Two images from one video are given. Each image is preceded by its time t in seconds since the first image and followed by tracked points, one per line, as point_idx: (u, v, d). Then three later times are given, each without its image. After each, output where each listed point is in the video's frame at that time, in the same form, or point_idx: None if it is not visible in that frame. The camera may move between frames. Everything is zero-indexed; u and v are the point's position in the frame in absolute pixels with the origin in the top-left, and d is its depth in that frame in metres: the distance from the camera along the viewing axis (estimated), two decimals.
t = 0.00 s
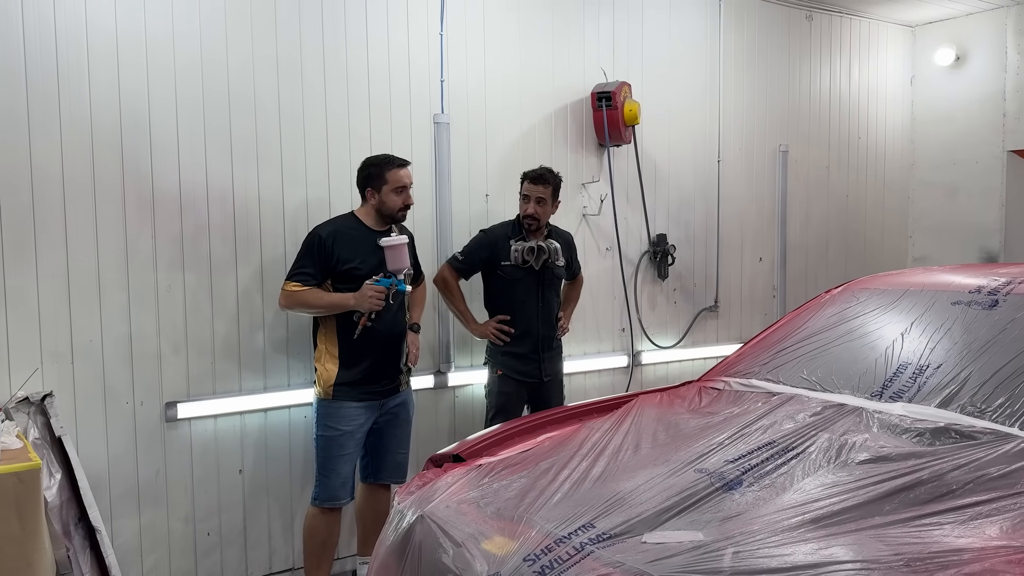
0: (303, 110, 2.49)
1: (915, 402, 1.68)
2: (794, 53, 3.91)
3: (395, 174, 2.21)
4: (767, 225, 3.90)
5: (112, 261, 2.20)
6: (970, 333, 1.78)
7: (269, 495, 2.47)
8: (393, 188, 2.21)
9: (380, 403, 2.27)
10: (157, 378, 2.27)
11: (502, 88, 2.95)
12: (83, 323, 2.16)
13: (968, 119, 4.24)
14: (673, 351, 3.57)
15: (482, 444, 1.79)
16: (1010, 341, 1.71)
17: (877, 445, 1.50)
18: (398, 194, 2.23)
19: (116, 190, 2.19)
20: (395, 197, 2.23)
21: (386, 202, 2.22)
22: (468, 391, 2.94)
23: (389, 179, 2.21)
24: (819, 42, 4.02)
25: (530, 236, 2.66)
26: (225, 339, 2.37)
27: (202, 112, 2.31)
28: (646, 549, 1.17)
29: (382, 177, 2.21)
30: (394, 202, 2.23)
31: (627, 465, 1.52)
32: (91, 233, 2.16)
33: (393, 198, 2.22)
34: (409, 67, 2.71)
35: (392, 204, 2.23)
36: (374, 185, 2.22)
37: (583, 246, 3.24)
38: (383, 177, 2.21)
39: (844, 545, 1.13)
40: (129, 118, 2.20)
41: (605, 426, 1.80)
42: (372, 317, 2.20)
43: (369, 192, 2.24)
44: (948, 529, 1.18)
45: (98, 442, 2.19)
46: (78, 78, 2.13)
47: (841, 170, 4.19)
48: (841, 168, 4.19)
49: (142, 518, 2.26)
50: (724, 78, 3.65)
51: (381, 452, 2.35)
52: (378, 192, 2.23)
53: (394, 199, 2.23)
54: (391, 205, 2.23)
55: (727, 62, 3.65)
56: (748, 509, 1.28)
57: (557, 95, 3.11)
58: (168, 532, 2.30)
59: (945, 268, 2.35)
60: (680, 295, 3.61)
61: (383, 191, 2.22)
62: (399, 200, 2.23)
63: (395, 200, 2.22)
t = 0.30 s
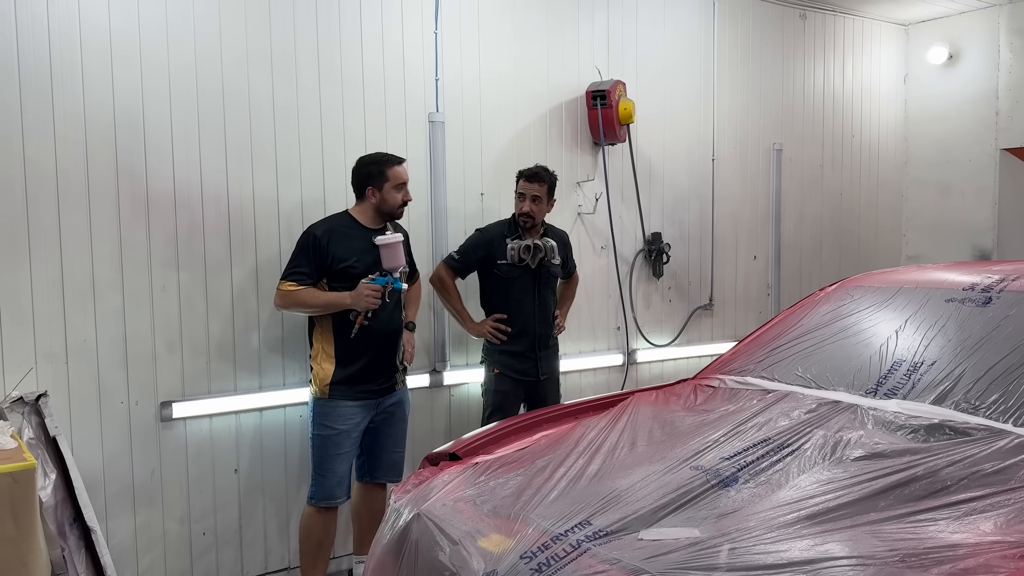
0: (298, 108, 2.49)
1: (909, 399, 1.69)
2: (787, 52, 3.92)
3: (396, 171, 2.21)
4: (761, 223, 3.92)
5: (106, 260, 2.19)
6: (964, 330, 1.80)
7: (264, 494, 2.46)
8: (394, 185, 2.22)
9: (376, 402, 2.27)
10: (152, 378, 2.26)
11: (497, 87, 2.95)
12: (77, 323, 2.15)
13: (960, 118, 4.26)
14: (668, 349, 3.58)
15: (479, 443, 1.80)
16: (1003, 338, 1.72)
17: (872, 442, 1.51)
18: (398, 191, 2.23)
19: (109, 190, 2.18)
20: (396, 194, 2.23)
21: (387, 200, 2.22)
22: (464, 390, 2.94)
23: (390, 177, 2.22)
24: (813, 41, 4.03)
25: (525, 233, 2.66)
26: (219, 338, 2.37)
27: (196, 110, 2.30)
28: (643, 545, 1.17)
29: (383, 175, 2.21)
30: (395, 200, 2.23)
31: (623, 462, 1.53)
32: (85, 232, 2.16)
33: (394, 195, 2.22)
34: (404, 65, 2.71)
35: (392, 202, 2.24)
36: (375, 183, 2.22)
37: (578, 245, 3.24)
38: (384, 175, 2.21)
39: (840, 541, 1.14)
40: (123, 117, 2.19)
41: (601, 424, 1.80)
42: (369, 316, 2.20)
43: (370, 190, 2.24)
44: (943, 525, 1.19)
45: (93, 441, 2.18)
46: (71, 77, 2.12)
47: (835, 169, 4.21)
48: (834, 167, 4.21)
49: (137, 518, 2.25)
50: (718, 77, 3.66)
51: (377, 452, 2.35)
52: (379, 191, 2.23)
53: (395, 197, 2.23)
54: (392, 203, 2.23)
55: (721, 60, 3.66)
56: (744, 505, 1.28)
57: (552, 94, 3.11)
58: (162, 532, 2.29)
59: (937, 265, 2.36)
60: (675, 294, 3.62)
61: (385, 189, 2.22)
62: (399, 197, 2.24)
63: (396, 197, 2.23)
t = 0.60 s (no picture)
0: (294, 106, 2.48)
1: (906, 396, 1.69)
2: (783, 50, 3.93)
3: (394, 167, 2.22)
4: (757, 221, 3.92)
5: (102, 259, 2.18)
6: (960, 327, 1.80)
7: (261, 494, 2.46)
8: (392, 181, 2.22)
9: (373, 400, 2.27)
10: (148, 377, 2.25)
11: (493, 85, 2.95)
12: (73, 322, 2.14)
13: (956, 116, 4.28)
14: (664, 347, 3.58)
15: (476, 441, 1.80)
16: (999, 335, 1.72)
17: (869, 439, 1.51)
18: (396, 187, 2.23)
19: (105, 188, 2.18)
20: (394, 190, 2.23)
21: (385, 196, 2.22)
22: (461, 389, 2.93)
23: (387, 173, 2.22)
24: (809, 38, 4.04)
25: (521, 232, 2.66)
26: (215, 337, 2.36)
27: (192, 109, 2.30)
28: (640, 543, 1.17)
29: (381, 171, 2.21)
30: (393, 196, 2.23)
31: (621, 460, 1.53)
32: (80, 231, 2.15)
33: (392, 190, 2.22)
34: (400, 63, 2.70)
35: (390, 198, 2.23)
36: (373, 178, 2.22)
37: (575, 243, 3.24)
38: (382, 171, 2.21)
39: (837, 538, 1.14)
40: (118, 116, 2.18)
41: (598, 422, 1.80)
42: (366, 315, 2.20)
43: (367, 186, 2.23)
44: (940, 522, 1.19)
45: (89, 441, 2.18)
46: (65, 76, 2.11)
47: (831, 167, 4.22)
48: (830, 165, 4.21)
49: (134, 517, 2.25)
50: (715, 75, 3.66)
51: (374, 450, 2.35)
52: (377, 186, 2.22)
53: (393, 193, 2.23)
54: (390, 199, 2.23)
55: (718, 58, 3.67)
56: (741, 503, 1.29)
57: (549, 92, 3.11)
58: (159, 531, 2.29)
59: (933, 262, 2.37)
60: (671, 292, 3.62)
61: (383, 184, 2.22)
62: (397, 194, 2.24)
63: (394, 193, 2.23)
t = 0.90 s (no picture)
0: (291, 105, 2.47)
1: (904, 393, 1.70)
2: (780, 48, 3.93)
3: (386, 165, 2.20)
4: (755, 219, 3.92)
5: (99, 258, 2.17)
6: (958, 324, 1.80)
7: (260, 493, 2.46)
8: (384, 179, 2.21)
9: (370, 399, 2.27)
10: (146, 377, 2.25)
11: (491, 83, 2.94)
12: (71, 321, 2.14)
13: (953, 113, 4.28)
14: (662, 345, 3.59)
15: (474, 440, 1.80)
16: (996, 333, 1.73)
17: (867, 437, 1.51)
18: (389, 185, 2.22)
19: (102, 188, 2.17)
20: (387, 188, 2.22)
21: (377, 194, 2.21)
22: (459, 387, 2.93)
23: (380, 171, 2.21)
24: (807, 36, 4.04)
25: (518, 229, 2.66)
26: (213, 336, 2.36)
27: (189, 107, 2.29)
28: (639, 541, 1.17)
29: (373, 168, 2.21)
30: (386, 194, 2.22)
31: (619, 459, 1.53)
32: (78, 230, 2.14)
33: (385, 188, 2.21)
34: (398, 61, 2.70)
35: (383, 196, 2.22)
36: (365, 176, 2.21)
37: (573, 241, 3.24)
38: (374, 168, 2.20)
39: (836, 535, 1.14)
40: (115, 115, 2.18)
41: (597, 420, 1.80)
42: (362, 315, 2.20)
43: (360, 183, 2.23)
44: (938, 519, 1.19)
45: (87, 440, 2.17)
46: (63, 75, 2.10)
47: (829, 165, 4.22)
48: (828, 162, 4.22)
49: (132, 517, 2.24)
50: (712, 73, 3.66)
51: (372, 449, 2.35)
52: (369, 184, 2.22)
53: (385, 191, 2.22)
54: (383, 197, 2.22)
55: (716, 56, 3.66)
56: (740, 500, 1.29)
57: (546, 90, 3.11)
58: (158, 530, 2.28)
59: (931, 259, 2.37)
60: (669, 290, 3.62)
61: (375, 182, 2.21)
62: (390, 192, 2.23)
63: (387, 191, 2.22)
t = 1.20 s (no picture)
0: (290, 104, 2.47)
1: (903, 391, 1.70)
2: (779, 46, 3.93)
3: (379, 162, 2.20)
4: (754, 217, 3.92)
5: (99, 258, 2.17)
6: (957, 322, 1.80)
7: (259, 493, 2.46)
8: (377, 176, 2.20)
9: (369, 399, 2.27)
10: (145, 376, 2.25)
11: (490, 81, 2.94)
12: (70, 321, 2.14)
13: (952, 111, 4.28)
14: (662, 343, 3.59)
15: (474, 439, 1.80)
16: (995, 330, 1.73)
17: (866, 434, 1.51)
18: (382, 182, 2.21)
19: (101, 187, 2.17)
20: (380, 185, 2.21)
21: (371, 191, 2.21)
22: (458, 386, 2.93)
23: (373, 168, 2.21)
24: (806, 34, 4.03)
25: (516, 230, 2.65)
26: (213, 335, 2.36)
27: (188, 107, 2.29)
28: (638, 539, 1.17)
29: (366, 166, 2.21)
30: (379, 191, 2.21)
31: (618, 457, 1.53)
32: (77, 229, 2.14)
33: (378, 185, 2.20)
34: (396, 59, 2.70)
35: (377, 193, 2.21)
36: (358, 174, 2.22)
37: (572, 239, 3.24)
38: (367, 166, 2.20)
39: (835, 532, 1.15)
40: (115, 115, 2.18)
41: (596, 419, 1.80)
42: (359, 314, 2.19)
43: (354, 182, 2.24)
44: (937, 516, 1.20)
45: (86, 440, 2.18)
46: (61, 76, 2.10)
47: (828, 162, 4.22)
48: (827, 160, 4.22)
49: (132, 516, 2.25)
50: (711, 72, 3.66)
51: (372, 448, 2.35)
52: (363, 181, 2.22)
53: (379, 188, 2.21)
54: (376, 194, 2.21)
55: (714, 55, 3.66)
56: (739, 498, 1.29)
57: (545, 88, 3.11)
58: (157, 529, 2.29)
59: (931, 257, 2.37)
60: (668, 289, 3.63)
61: (368, 180, 2.21)
62: (384, 189, 2.22)
63: (380, 188, 2.21)
